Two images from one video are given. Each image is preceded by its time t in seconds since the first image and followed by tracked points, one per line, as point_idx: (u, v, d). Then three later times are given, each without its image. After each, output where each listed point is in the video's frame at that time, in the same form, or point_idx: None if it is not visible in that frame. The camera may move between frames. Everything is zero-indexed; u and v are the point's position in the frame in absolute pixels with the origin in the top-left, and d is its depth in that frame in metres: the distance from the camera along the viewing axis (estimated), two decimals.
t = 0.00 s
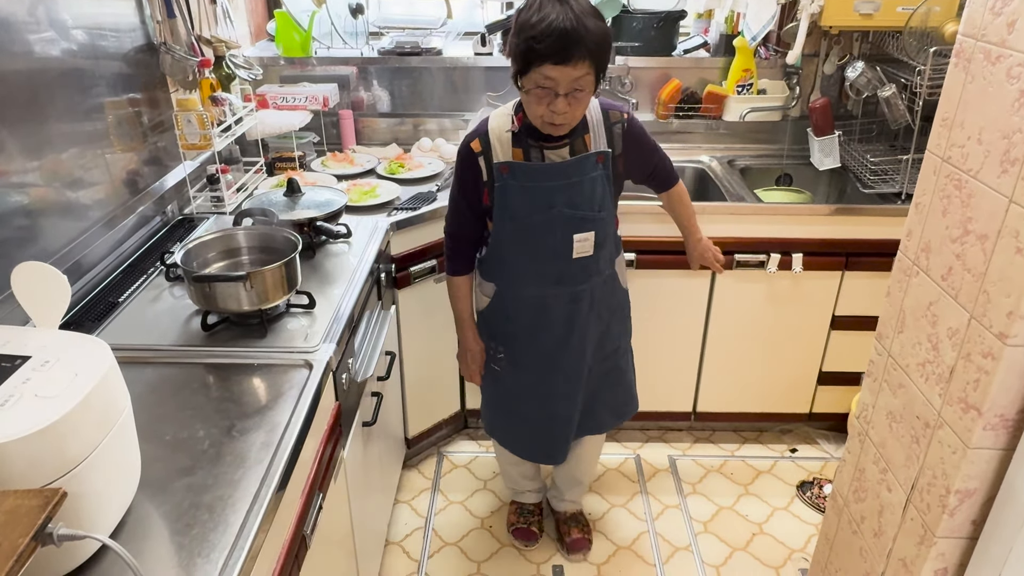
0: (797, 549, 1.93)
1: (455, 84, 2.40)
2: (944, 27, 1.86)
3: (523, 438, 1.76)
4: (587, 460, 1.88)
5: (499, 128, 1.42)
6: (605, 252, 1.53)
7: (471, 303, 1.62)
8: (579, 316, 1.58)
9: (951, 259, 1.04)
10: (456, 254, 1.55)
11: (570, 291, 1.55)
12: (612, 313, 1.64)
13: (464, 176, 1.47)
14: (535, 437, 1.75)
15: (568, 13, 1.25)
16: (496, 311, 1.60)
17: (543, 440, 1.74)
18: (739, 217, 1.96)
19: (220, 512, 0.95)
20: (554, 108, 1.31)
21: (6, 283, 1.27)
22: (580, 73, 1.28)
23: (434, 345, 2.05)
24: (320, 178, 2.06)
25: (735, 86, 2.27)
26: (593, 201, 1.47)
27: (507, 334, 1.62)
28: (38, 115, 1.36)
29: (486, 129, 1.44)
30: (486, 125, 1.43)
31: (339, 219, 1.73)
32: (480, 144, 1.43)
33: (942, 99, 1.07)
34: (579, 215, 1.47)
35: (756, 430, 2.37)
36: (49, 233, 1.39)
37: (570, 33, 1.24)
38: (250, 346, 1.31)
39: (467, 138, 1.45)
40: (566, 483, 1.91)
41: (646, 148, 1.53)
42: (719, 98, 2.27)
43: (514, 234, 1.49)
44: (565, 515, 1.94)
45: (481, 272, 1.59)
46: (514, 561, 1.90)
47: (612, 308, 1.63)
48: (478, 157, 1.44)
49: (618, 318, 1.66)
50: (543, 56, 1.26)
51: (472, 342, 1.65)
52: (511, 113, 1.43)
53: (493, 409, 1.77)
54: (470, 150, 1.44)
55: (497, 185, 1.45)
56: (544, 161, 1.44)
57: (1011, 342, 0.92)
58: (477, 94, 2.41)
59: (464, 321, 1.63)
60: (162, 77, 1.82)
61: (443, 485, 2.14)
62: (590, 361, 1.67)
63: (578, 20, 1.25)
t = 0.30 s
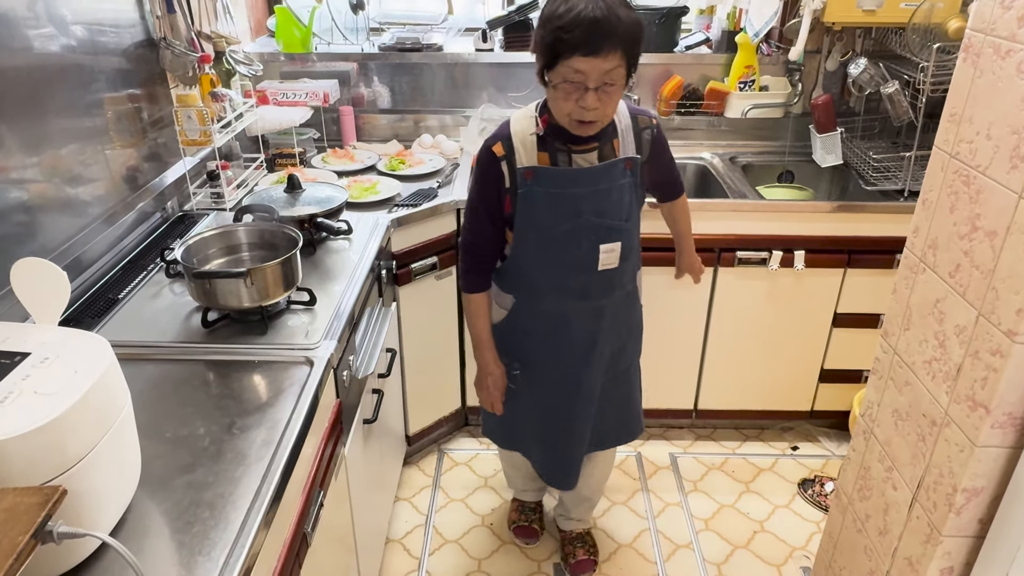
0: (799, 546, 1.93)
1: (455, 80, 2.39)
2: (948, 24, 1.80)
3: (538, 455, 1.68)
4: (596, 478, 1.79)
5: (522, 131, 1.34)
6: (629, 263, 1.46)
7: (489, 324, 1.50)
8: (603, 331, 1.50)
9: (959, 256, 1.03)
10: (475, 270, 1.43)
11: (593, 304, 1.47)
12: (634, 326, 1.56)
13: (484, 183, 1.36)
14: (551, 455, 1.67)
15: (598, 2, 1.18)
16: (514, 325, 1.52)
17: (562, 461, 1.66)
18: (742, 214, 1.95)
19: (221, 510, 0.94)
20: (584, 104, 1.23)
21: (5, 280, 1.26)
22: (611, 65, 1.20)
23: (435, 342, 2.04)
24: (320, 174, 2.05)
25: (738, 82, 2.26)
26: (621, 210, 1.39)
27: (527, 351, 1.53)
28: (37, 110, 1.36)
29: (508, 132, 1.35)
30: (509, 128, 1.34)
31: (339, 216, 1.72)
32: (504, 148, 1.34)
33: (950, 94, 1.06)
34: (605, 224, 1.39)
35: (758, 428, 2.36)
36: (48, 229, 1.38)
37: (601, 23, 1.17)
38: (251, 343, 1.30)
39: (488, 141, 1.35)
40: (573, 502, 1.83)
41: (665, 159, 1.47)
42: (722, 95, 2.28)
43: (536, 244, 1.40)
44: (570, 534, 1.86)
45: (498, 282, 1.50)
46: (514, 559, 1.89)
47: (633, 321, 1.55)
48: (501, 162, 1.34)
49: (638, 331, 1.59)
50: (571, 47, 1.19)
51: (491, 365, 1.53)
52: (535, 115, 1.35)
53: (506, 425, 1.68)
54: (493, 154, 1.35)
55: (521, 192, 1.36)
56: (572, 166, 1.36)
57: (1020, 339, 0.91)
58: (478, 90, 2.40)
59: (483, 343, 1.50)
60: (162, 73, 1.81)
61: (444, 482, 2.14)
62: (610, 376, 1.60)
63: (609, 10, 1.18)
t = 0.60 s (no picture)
0: (798, 545, 1.93)
1: (455, 78, 2.38)
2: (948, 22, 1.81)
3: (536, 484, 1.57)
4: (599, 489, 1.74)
5: (523, 138, 1.25)
6: (636, 282, 1.36)
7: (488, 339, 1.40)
8: (606, 352, 1.40)
9: (962, 254, 1.03)
10: (473, 279, 1.33)
11: (596, 324, 1.37)
12: (640, 349, 1.46)
13: (484, 192, 1.27)
14: (550, 484, 1.56)
15: (604, 4, 1.10)
16: (513, 344, 1.41)
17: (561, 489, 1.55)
18: (742, 213, 1.96)
19: (221, 508, 0.94)
20: (585, 113, 1.15)
21: (4, 277, 1.26)
22: (615, 72, 1.13)
23: (435, 339, 2.04)
24: (320, 171, 2.05)
25: (738, 80, 2.26)
26: (627, 226, 1.29)
27: (526, 371, 1.42)
28: (36, 107, 1.35)
29: (509, 139, 1.26)
30: (510, 134, 1.25)
31: (339, 213, 1.72)
32: (504, 155, 1.25)
33: (954, 93, 1.06)
34: (610, 239, 1.29)
35: (757, 426, 2.36)
36: (47, 226, 1.38)
37: (606, 27, 1.09)
38: (251, 340, 1.30)
39: (488, 148, 1.27)
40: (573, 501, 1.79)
41: (684, 177, 1.34)
42: (722, 93, 2.28)
43: (535, 259, 1.30)
44: (570, 533, 1.83)
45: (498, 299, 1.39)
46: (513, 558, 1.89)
47: (640, 344, 1.45)
48: (500, 170, 1.25)
49: (645, 354, 1.48)
50: (573, 50, 1.11)
51: (490, 375, 1.43)
52: (539, 122, 1.26)
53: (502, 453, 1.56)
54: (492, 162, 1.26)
55: (520, 202, 1.27)
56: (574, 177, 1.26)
57: None
58: (478, 88, 2.40)
59: (482, 354, 1.40)
60: (162, 70, 1.81)
61: (443, 480, 2.14)
62: (613, 401, 1.49)
63: (614, 12, 1.10)
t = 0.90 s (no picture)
0: (798, 540, 1.93)
1: (454, 72, 2.38)
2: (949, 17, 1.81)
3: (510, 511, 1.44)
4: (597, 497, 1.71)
5: (493, 135, 1.15)
6: (615, 297, 1.21)
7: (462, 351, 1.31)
8: (580, 372, 1.26)
9: (965, 247, 1.03)
10: (445, 286, 1.25)
11: (569, 341, 1.24)
12: (625, 373, 1.31)
13: (453, 192, 1.19)
14: (524, 510, 1.43)
15: None
16: (484, 360, 1.29)
17: (535, 517, 1.42)
18: (742, 207, 1.96)
19: (222, 500, 0.94)
20: (546, 93, 1.05)
21: (3, 270, 1.25)
22: (577, 48, 1.03)
23: (435, 334, 2.03)
24: (320, 166, 2.05)
25: (739, 75, 2.25)
26: (601, 232, 1.16)
27: (497, 385, 1.31)
28: (35, 100, 1.35)
29: (480, 137, 1.17)
30: (480, 132, 1.16)
31: (339, 207, 1.72)
32: (471, 154, 1.16)
33: (957, 85, 1.06)
34: (582, 247, 1.16)
35: (757, 421, 2.36)
36: (45, 219, 1.37)
37: None
38: (251, 334, 1.30)
39: (459, 147, 1.18)
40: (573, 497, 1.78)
41: (670, 188, 1.19)
42: (722, 88, 2.27)
43: (503, 266, 1.19)
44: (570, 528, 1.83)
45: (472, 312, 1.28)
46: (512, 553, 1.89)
47: (623, 367, 1.30)
48: (467, 169, 1.16)
49: (632, 379, 1.33)
50: (528, 27, 1.03)
51: (460, 389, 1.34)
52: (511, 120, 1.16)
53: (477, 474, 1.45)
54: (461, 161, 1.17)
55: (487, 203, 1.17)
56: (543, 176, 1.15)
57: None
58: (477, 82, 2.40)
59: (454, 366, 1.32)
60: (161, 63, 1.80)
61: (442, 474, 2.14)
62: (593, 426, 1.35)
63: None
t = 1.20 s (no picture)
0: (799, 540, 1.93)
1: (457, 73, 2.39)
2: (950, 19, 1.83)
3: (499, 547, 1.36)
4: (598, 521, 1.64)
5: (480, 150, 1.09)
6: (610, 319, 1.15)
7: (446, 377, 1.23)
8: (574, 398, 1.20)
9: (966, 246, 1.03)
10: (431, 312, 1.18)
11: (563, 366, 1.17)
12: (620, 399, 1.25)
13: (438, 210, 1.12)
14: (513, 546, 1.34)
15: None
16: (472, 388, 1.22)
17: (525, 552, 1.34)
18: (743, 208, 1.97)
19: (228, 497, 0.95)
20: (534, 95, 0.99)
21: (9, 269, 1.26)
22: (565, 47, 0.98)
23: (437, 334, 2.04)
24: (323, 166, 2.05)
25: (740, 76, 2.26)
26: (596, 251, 1.10)
27: (486, 415, 1.23)
28: (40, 100, 1.35)
29: (466, 152, 1.11)
30: (466, 147, 1.10)
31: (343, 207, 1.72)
32: (457, 170, 1.09)
33: (959, 85, 1.06)
34: (576, 266, 1.10)
35: (758, 422, 2.37)
36: (51, 219, 1.38)
37: None
38: (255, 333, 1.30)
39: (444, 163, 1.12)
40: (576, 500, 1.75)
41: (666, 205, 1.15)
42: (724, 89, 2.29)
43: (492, 288, 1.12)
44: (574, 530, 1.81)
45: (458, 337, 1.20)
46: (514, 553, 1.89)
47: (619, 392, 1.24)
48: (454, 187, 1.10)
49: (627, 406, 1.26)
50: (512, 26, 0.98)
51: (447, 419, 1.27)
52: (499, 133, 1.10)
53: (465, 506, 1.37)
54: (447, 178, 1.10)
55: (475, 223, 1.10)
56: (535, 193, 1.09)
57: None
58: (479, 83, 2.40)
59: (440, 395, 1.24)
60: (165, 63, 1.81)
61: (444, 474, 2.14)
62: (587, 455, 1.28)
63: None
